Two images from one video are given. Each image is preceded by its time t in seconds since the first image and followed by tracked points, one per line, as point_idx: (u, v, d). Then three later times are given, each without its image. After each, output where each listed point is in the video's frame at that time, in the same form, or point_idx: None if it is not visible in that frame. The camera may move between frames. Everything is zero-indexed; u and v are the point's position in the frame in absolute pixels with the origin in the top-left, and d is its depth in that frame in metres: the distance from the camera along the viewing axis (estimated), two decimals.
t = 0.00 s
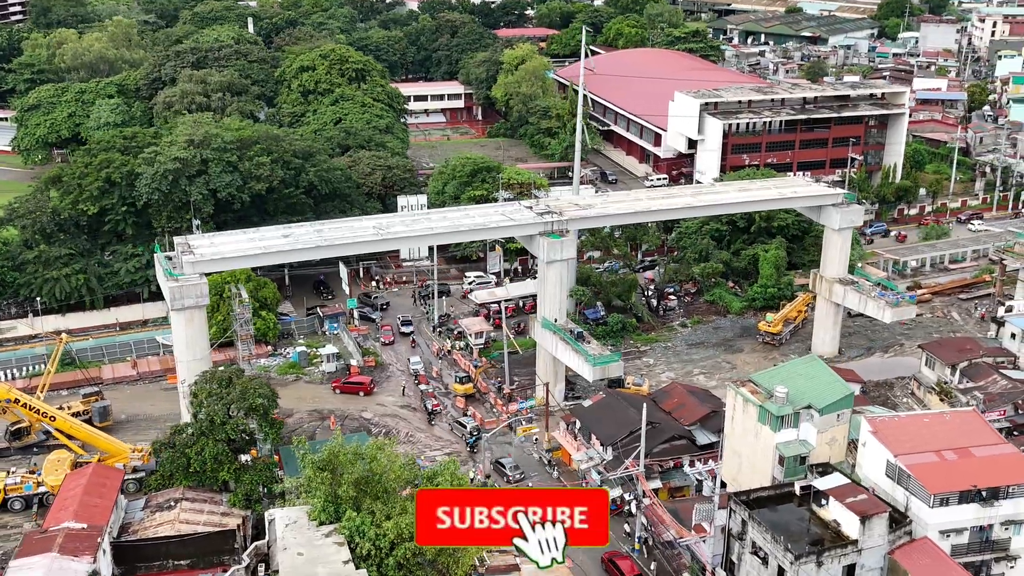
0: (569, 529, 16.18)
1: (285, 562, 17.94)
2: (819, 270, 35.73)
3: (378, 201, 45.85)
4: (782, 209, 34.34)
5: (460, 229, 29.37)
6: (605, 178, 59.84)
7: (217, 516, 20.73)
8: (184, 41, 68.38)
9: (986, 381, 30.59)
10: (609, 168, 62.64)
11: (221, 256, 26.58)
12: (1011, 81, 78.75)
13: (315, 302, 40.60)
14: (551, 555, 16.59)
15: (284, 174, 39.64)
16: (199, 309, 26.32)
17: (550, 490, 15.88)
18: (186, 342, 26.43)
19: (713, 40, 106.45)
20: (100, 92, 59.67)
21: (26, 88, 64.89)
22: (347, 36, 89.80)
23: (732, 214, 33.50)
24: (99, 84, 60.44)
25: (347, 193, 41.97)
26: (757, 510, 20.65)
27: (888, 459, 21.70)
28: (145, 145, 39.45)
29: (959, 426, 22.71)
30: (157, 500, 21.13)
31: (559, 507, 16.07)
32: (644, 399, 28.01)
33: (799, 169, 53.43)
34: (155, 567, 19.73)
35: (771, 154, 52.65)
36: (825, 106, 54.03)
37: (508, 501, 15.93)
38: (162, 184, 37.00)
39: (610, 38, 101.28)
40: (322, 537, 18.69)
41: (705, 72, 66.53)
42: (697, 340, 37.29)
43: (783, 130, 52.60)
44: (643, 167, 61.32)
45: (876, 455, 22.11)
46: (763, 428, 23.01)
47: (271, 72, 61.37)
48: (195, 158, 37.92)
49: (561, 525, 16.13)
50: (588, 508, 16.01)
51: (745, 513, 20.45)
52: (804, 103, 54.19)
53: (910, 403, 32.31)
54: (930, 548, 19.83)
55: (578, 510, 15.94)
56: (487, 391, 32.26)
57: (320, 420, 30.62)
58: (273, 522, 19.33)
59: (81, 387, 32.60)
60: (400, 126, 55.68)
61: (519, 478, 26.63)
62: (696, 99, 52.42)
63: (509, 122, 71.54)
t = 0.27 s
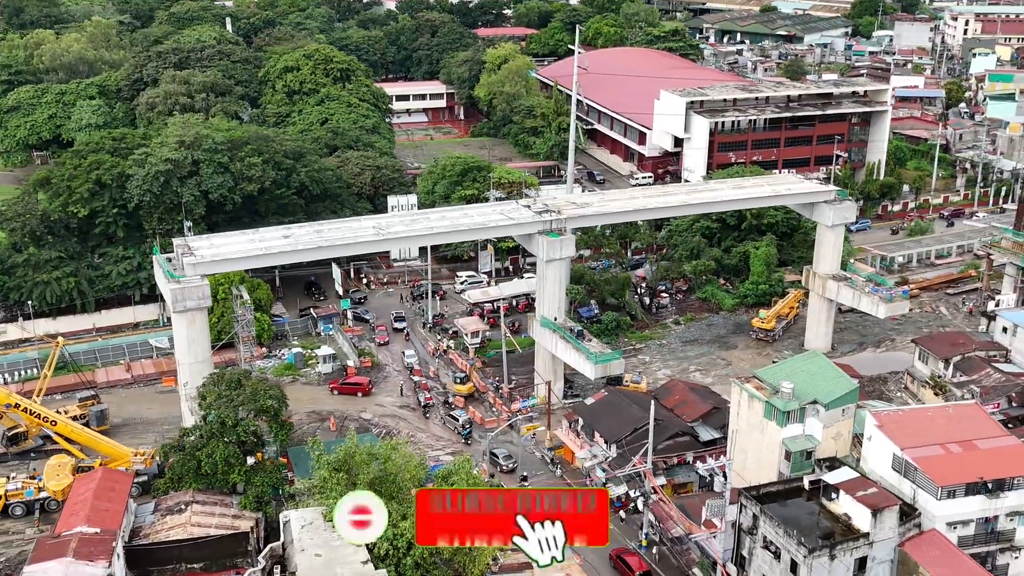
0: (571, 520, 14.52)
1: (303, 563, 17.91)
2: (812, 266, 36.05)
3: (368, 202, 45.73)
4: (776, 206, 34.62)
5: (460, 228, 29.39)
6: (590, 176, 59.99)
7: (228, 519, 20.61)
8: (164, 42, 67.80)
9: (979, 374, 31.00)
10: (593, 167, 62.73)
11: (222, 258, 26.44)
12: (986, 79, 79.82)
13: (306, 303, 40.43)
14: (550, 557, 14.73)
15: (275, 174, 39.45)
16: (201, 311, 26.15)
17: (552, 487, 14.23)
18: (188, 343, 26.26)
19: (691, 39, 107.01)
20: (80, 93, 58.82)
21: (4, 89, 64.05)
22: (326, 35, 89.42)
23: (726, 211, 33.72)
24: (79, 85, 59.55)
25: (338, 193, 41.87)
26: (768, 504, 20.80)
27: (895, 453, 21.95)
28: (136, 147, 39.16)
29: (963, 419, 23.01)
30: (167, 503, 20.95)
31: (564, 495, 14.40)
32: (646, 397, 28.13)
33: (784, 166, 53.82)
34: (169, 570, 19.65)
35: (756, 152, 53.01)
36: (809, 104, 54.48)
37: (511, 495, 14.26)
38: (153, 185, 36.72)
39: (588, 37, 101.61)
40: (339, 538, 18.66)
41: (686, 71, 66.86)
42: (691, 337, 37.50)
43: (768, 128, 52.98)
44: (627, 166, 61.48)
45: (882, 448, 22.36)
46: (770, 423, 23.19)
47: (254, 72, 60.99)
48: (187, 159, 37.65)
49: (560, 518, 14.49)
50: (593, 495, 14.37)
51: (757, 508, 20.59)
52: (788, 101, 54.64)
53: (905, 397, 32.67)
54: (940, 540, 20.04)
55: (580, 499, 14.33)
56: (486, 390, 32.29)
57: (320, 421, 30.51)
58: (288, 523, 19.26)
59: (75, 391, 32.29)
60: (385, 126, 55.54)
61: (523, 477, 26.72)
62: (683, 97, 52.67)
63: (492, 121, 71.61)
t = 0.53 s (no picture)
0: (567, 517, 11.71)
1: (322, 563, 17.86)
2: (801, 262, 36.42)
3: (353, 202, 45.59)
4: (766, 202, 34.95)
5: (458, 227, 29.39)
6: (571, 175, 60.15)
7: (239, 520, 20.55)
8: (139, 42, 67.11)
9: (969, 366, 31.50)
10: (573, 165, 62.80)
11: (221, 259, 26.28)
12: (957, 76, 80.97)
13: (294, 303, 40.25)
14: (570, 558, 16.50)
15: (263, 175, 39.23)
16: (201, 312, 25.98)
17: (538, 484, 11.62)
18: (187, 346, 26.05)
19: (663, 38, 107.58)
20: (56, 95, 57.52)
21: None
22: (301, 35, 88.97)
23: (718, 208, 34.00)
24: (55, 88, 58.09)
25: (325, 194, 41.75)
26: (776, 497, 21.04)
27: (898, 444, 22.27)
28: (122, 148, 38.82)
29: (962, 410, 23.39)
30: (175, 506, 20.86)
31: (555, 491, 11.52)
32: (644, 393, 28.33)
33: (765, 163, 54.26)
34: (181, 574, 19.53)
35: (738, 149, 53.40)
36: (788, 101, 54.98)
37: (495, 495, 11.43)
38: (140, 187, 36.40)
39: (562, 36, 101.85)
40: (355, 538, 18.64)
41: (663, 69, 67.19)
42: (681, 333, 37.76)
43: (749, 125, 53.38)
44: (607, 164, 61.59)
45: (885, 440, 22.67)
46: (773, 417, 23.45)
47: (232, 73, 60.55)
48: (174, 160, 37.34)
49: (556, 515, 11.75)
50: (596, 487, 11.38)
51: (766, 501, 20.81)
52: (767, 99, 55.14)
53: (895, 390, 33.12)
54: (945, 529, 20.40)
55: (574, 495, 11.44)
56: (482, 389, 32.36)
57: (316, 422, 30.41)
58: (303, 524, 19.21)
59: (66, 396, 31.94)
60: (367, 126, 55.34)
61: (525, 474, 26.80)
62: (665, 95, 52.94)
63: (471, 121, 71.66)
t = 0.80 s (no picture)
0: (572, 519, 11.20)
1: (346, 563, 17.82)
2: (792, 257, 36.81)
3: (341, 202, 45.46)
4: (758, 199, 35.27)
5: (457, 225, 29.40)
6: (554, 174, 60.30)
7: (254, 522, 20.47)
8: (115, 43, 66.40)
9: (960, 359, 32.01)
10: (555, 164, 62.83)
11: (223, 260, 26.15)
12: (929, 73, 82.06)
13: (285, 304, 40.05)
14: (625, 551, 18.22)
15: (253, 175, 39.03)
16: (203, 314, 25.81)
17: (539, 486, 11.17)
18: (190, 348, 25.91)
19: (637, 36, 108.13)
20: (32, 96, 56.81)
21: None
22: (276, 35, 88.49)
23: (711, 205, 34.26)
24: (31, 88, 57.45)
25: (315, 194, 41.63)
26: (786, 490, 21.26)
27: (903, 435, 22.59)
28: (110, 150, 38.46)
29: (964, 401, 23.76)
30: (188, 509, 20.73)
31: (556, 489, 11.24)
32: (645, 389, 28.50)
33: (747, 160, 54.70)
34: None
35: (721, 147, 53.80)
36: (769, 99, 55.46)
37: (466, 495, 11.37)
38: (130, 189, 36.11)
39: (538, 35, 102.09)
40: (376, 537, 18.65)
41: (641, 67, 67.46)
42: (674, 330, 38.03)
43: (732, 123, 53.78)
44: (588, 163, 61.59)
45: (890, 432, 23.00)
46: (778, 411, 23.67)
47: (213, 73, 60.13)
48: (164, 162, 37.06)
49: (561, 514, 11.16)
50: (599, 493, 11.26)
51: (778, 493, 21.03)
52: (749, 97, 55.61)
53: (887, 383, 33.58)
54: (954, 518, 20.71)
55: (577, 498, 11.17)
56: (480, 387, 32.42)
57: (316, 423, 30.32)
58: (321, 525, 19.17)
59: (60, 400, 31.59)
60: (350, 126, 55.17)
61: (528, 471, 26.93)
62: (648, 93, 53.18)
63: (451, 120, 71.69)
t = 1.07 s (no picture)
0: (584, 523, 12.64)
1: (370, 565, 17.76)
2: (783, 254, 37.18)
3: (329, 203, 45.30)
4: (750, 196, 35.59)
5: (458, 225, 29.45)
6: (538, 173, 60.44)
7: (270, 524, 20.40)
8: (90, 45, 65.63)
9: (952, 352, 32.51)
10: (537, 163, 62.93)
11: (226, 262, 26.01)
12: (902, 71, 83.08)
13: (276, 306, 39.84)
14: (668, 555, 19.98)
15: (244, 177, 38.82)
16: (207, 317, 25.67)
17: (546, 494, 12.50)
18: (194, 350, 25.77)
19: (612, 36, 108.59)
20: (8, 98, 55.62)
21: None
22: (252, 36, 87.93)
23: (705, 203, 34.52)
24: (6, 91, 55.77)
25: (304, 195, 41.52)
26: (798, 483, 21.51)
27: (909, 428, 22.92)
28: (99, 152, 38.11)
29: (965, 393, 24.16)
30: (203, 512, 20.61)
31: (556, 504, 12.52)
32: (647, 386, 28.69)
33: (730, 159, 55.13)
34: None
35: (704, 145, 54.19)
36: (751, 98, 55.93)
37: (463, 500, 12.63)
38: (121, 192, 35.79)
39: (513, 35, 102.20)
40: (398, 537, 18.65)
41: (621, 66, 67.74)
42: (667, 327, 38.30)
43: (715, 122, 54.17)
44: (570, 163, 61.68)
45: (896, 424, 23.32)
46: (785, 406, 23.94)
47: (193, 75, 59.63)
48: (155, 164, 36.76)
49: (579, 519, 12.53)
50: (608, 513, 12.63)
51: (790, 487, 21.28)
52: (731, 95, 56.04)
53: (880, 377, 34.03)
54: (962, 508, 21.08)
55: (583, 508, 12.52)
56: (479, 386, 32.46)
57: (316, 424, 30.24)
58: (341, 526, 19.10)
59: (55, 405, 31.28)
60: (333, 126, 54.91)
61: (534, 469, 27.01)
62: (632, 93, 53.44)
63: (431, 120, 71.63)
